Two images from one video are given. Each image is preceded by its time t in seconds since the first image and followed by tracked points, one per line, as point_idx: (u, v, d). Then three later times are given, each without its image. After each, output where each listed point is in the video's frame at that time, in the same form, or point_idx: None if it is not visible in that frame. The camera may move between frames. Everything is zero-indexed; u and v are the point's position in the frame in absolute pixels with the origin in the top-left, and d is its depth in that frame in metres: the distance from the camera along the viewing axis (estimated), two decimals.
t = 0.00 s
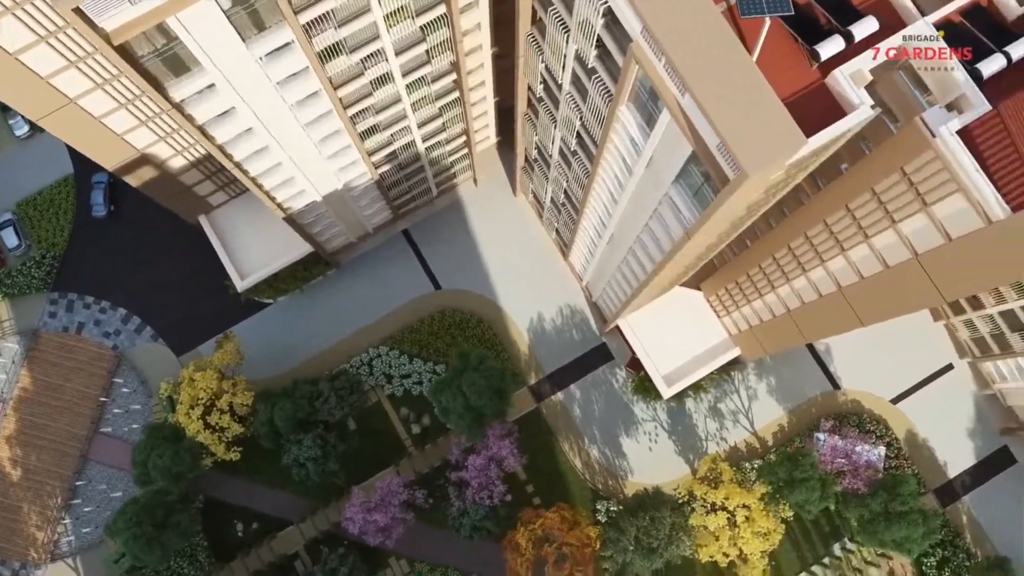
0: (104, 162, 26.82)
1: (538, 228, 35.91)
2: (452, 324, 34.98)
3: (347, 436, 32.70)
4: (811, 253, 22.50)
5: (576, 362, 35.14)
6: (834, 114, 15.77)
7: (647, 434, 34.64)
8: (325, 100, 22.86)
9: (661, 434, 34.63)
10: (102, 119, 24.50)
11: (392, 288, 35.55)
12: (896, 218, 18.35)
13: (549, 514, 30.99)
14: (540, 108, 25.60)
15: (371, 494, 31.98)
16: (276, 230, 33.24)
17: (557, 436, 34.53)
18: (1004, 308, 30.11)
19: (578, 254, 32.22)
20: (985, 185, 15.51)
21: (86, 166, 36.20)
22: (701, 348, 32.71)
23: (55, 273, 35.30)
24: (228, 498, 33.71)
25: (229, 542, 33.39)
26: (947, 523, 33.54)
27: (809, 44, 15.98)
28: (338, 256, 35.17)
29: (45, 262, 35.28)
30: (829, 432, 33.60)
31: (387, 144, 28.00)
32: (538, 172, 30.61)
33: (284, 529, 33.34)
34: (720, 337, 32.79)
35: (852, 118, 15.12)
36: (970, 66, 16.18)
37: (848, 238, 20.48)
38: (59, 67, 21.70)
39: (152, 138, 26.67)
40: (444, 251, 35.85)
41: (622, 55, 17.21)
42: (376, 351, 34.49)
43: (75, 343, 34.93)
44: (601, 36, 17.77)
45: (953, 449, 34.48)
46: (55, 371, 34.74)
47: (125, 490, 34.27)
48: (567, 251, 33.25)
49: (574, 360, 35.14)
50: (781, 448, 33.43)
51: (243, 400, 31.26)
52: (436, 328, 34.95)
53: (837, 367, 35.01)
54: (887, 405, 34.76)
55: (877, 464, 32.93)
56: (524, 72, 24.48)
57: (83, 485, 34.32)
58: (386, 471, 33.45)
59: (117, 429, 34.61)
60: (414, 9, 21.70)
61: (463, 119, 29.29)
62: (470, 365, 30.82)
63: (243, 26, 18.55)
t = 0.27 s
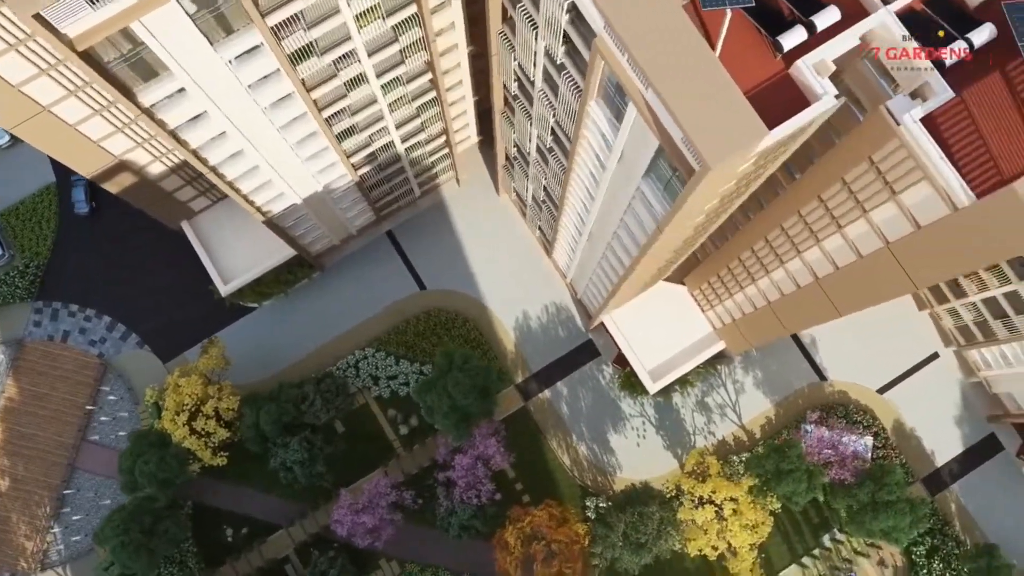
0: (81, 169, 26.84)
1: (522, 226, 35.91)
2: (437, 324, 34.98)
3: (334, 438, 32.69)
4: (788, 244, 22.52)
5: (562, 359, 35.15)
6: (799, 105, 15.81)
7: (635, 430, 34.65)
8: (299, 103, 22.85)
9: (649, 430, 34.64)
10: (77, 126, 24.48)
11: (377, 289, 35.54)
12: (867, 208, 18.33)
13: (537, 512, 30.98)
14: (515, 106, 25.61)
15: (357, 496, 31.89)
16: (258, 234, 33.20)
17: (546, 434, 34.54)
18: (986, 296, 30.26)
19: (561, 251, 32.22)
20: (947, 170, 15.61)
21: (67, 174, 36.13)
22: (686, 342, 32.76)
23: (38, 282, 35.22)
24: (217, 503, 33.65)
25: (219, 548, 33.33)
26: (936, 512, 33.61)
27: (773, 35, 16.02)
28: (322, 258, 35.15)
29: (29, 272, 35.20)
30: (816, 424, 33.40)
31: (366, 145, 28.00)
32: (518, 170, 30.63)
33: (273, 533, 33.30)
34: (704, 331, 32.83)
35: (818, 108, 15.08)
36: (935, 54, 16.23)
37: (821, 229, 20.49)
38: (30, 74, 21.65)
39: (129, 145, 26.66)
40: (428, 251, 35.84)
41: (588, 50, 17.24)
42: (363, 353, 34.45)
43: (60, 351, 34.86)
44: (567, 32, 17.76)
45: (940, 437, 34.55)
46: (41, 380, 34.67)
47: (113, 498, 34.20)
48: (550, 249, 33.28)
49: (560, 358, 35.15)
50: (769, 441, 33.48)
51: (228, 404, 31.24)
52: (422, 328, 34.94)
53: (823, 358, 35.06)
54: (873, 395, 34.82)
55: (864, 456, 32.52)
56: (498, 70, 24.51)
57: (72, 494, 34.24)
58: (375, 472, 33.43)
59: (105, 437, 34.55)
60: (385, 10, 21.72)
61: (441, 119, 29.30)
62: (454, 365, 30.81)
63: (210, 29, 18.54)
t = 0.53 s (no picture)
0: (58, 177, 26.69)
1: (505, 225, 35.91)
2: (423, 325, 34.98)
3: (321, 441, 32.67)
4: (764, 236, 22.56)
5: (549, 357, 35.16)
6: (764, 97, 15.83)
7: (623, 426, 34.67)
8: (273, 106, 22.83)
9: (637, 426, 34.66)
10: (52, 133, 24.31)
11: (363, 291, 35.51)
12: (837, 198, 18.33)
13: (525, 510, 30.90)
14: (491, 104, 25.58)
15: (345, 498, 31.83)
16: (241, 239, 33.16)
17: (534, 432, 34.55)
18: (968, 284, 30.53)
19: (544, 249, 32.23)
20: (913, 160, 15.63)
21: (49, 183, 36.02)
22: (672, 337, 32.81)
23: (22, 292, 35.11)
24: (206, 509, 33.59)
25: (209, 553, 33.28)
26: (924, 501, 33.68)
27: (736, 27, 16.01)
28: (306, 262, 35.12)
29: (13, 282, 35.08)
30: (802, 416, 33.66)
31: (344, 147, 28.01)
32: (498, 169, 30.62)
33: (263, 537, 33.27)
34: (689, 325, 32.86)
35: (781, 100, 15.16)
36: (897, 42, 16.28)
37: (796, 221, 20.59)
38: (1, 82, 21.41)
39: (106, 151, 26.60)
40: (412, 252, 35.83)
41: (554, 46, 17.16)
42: (349, 355, 34.42)
43: (46, 361, 34.78)
44: (534, 28, 17.72)
45: (927, 427, 34.62)
46: (27, 389, 34.58)
47: (102, 506, 34.12)
48: (534, 247, 33.29)
49: (546, 356, 35.16)
50: (756, 434, 33.55)
51: (214, 410, 31.21)
52: (408, 329, 34.94)
53: (809, 350, 35.12)
54: (860, 386, 34.88)
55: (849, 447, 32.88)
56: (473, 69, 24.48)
57: (61, 503, 34.15)
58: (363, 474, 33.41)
59: (92, 445, 34.48)
60: (355, 11, 21.72)
61: (420, 119, 29.31)
62: (439, 365, 30.80)
63: (176, 34, 18.49)
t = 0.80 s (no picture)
0: (36, 186, 26.43)
1: (490, 225, 35.91)
2: (409, 326, 34.98)
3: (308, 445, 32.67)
4: (741, 230, 22.63)
5: (536, 356, 35.18)
6: (729, 91, 15.87)
7: (610, 423, 34.68)
8: (248, 111, 22.79)
9: (625, 422, 34.67)
10: (28, 142, 24.03)
11: (348, 294, 35.50)
12: (807, 189, 18.35)
13: (514, 509, 30.96)
14: (467, 104, 25.57)
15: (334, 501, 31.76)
16: (224, 244, 33.12)
17: (522, 431, 34.56)
18: (951, 274, 30.83)
19: (528, 248, 32.22)
20: (877, 149, 15.67)
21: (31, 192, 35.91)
22: (657, 333, 32.85)
23: (7, 302, 35.01)
24: (195, 515, 33.52)
25: (199, 560, 33.23)
26: (913, 490, 33.73)
27: (699, 21, 16.02)
28: (290, 266, 35.10)
29: None
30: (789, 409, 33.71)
31: (323, 150, 28.02)
32: (479, 169, 30.61)
33: (253, 542, 33.23)
34: (674, 321, 32.88)
35: (745, 93, 15.23)
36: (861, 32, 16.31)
37: (770, 214, 20.63)
38: None
39: (84, 159, 26.36)
40: (397, 254, 35.82)
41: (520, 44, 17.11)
42: (336, 358, 34.41)
43: (32, 370, 34.69)
44: (501, 27, 17.69)
45: (914, 417, 34.68)
46: (13, 399, 34.49)
47: (91, 515, 34.04)
48: (518, 246, 33.29)
49: (533, 354, 35.17)
50: (744, 427, 33.58)
51: (200, 415, 31.16)
52: (394, 331, 34.93)
53: (795, 343, 35.16)
54: (846, 377, 34.95)
55: (836, 437, 32.86)
56: (448, 69, 24.48)
57: (49, 512, 34.06)
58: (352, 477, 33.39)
59: (80, 454, 34.40)
60: (326, 13, 21.68)
61: (399, 120, 29.32)
62: (424, 366, 30.81)
63: (143, 39, 18.45)
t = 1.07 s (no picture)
0: (15, 197, 26.05)
1: (474, 225, 35.89)
2: (396, 328, 34.92)
3: (296, 448, 32.62)
4: (719, 224, 22.64)
5: (522, 355, 35.18)
6: (695, 85, 15.86)
7: (599, 420, 34.69)
8: (222, 115, 22.76)
9: (613, 419, 34.69)
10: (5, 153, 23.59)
11: (333, 297, 35.48)
12: (778, 181, 18.34)
13: (502, 509, 30.91)
14: (444, 105, 25.54)
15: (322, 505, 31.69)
16: (207, 250, 33.08)
17: (510, 430, 34.55)
18: (933, 264, 30.92)
19: (511, 248, 32.20)
20: (842, 140, 15.60)
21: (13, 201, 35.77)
22: (642, 329, 32.87)
23: None
24: (185, 522, 33.46)
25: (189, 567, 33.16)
26: (901, 481, 33.77)
27: (663, 17, 16.02)
28: (275, 270, 35.04)
29: None
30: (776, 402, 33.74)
31: (303, 153, 28.04)
32: (460, 169, 30.59)
33: (243, 548, 33.18)
34: (659, 317, 32.93)
35: (707, 89, 15.26)
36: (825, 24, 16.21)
37: (744, 207, 20.66)
38: None
39: (61, 168, 26.00)
40: (382, 256, 35.78)
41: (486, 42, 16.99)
42: (323, 361, 34.38)
43: (18, 380, 34.59)
44: (468, 26, 17.63)
45: (902, 407, 34.72)
46: None
47: (80, 524, 33.96)
48: (502, 246, 33.26)
49: (520, 354, 35.18)
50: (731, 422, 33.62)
51: (186, 422, 31.13)
52: (380, 333, 34.88)
53: (781, 336, 35.20)
54: (833, 369, 34.98)
55: (824, 429, 32.81)
56: (423, 70, 24.48)
57: (38, 522, 33.96)
58: (341, 480, 33.36)
59: (67, 463, 34.32)
60: (298, 17, 21.65)
61: (379, 122, 29.29)
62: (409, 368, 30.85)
63: (111, 45, 18.43)
